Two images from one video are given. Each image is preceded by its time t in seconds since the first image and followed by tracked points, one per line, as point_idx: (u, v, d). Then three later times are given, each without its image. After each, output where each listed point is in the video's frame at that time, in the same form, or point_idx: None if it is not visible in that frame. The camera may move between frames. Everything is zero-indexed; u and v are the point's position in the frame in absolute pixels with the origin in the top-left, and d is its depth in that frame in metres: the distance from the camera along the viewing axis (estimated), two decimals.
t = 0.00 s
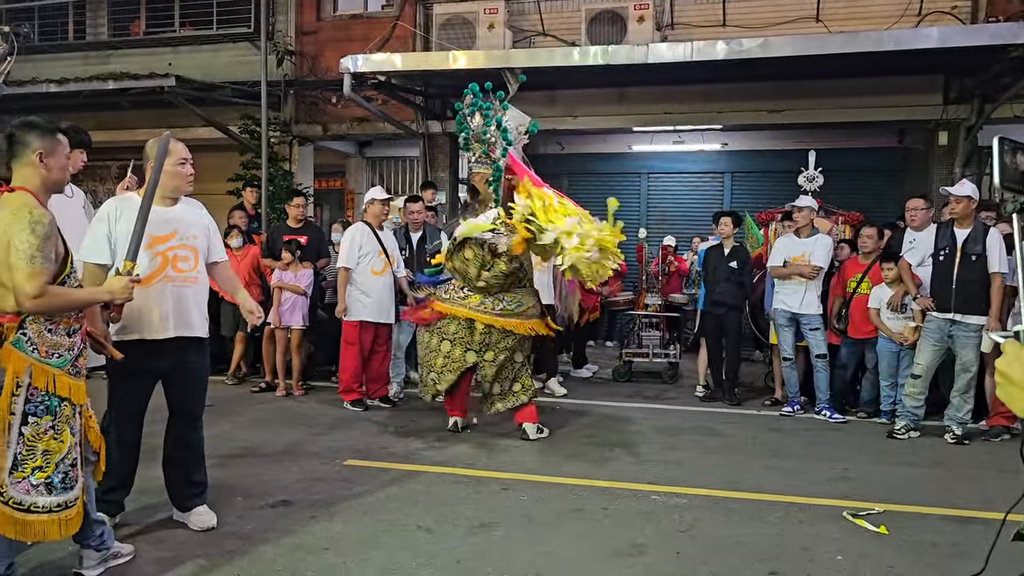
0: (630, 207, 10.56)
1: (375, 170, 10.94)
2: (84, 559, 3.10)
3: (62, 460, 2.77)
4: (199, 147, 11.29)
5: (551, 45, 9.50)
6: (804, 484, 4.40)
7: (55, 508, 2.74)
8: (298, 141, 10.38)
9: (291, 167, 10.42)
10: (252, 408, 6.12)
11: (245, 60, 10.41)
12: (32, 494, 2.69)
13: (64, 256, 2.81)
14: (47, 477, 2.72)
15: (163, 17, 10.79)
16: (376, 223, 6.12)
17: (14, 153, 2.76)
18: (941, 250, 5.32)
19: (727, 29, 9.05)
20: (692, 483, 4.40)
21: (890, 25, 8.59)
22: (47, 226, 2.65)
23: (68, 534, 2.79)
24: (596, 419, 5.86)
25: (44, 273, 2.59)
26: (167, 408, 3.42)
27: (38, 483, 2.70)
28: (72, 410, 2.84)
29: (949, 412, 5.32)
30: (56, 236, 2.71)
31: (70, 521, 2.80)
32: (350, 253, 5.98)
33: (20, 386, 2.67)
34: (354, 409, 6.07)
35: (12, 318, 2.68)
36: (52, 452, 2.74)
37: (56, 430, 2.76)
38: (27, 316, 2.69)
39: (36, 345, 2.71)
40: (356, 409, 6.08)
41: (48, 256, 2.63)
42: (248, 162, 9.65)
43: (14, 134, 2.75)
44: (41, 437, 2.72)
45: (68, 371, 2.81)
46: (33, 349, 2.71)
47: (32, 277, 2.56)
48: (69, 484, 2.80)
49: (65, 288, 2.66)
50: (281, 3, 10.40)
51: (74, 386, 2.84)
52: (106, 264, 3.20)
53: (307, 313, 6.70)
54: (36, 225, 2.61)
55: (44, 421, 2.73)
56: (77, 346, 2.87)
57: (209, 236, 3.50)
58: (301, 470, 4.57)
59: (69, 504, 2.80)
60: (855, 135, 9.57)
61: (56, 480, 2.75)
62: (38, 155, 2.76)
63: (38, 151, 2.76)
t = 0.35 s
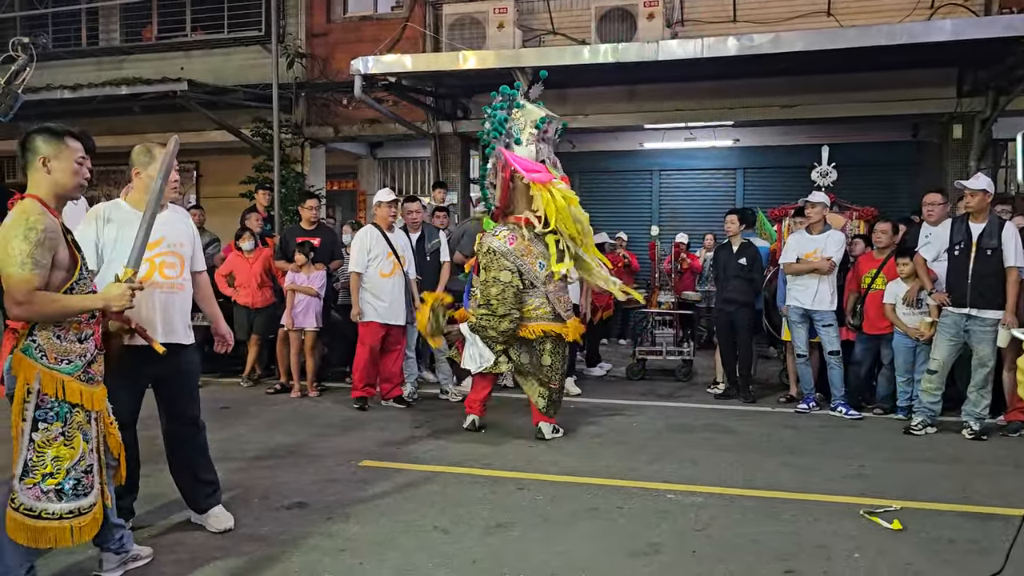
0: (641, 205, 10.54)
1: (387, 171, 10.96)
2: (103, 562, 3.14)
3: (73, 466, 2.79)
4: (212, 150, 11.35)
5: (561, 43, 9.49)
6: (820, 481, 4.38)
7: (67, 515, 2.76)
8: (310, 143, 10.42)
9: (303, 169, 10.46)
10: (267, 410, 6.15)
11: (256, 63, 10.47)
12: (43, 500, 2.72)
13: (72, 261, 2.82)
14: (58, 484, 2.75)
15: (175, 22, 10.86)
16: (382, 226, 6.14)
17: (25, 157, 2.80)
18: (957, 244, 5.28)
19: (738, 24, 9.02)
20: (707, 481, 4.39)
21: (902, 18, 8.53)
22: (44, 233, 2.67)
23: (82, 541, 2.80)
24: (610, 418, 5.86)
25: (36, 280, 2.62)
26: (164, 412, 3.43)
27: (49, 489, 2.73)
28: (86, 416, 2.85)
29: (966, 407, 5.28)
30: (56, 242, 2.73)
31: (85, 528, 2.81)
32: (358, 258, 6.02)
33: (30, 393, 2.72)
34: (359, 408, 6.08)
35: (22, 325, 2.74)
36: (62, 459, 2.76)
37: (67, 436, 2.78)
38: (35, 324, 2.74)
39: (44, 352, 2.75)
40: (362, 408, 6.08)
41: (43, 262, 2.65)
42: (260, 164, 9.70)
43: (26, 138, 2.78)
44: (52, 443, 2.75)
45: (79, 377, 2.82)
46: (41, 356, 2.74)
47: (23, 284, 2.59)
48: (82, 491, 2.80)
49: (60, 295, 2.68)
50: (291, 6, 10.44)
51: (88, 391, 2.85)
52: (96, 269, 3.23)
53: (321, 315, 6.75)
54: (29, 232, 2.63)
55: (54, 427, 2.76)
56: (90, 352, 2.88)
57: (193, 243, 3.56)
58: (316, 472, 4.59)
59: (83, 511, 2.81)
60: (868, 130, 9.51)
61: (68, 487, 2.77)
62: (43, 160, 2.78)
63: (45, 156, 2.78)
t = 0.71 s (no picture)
0: (648, 199, 10.52)
1: (393, 167, 10.97)
2: (115, 560, 3.17)
3: (78, 466, 2.81)
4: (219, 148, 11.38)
5: (567, 38, 9.46)
6: (828, 475, 4.38)
7: (71, 514, 2.78)
8: (317, 140, 10.43)
9: (310, 167, 10.47)
10: (276, 408, 6.18)
11: (263, 61, 10.49)
12: (47, 499, 2.74)
13: (77, 261, 2.84)
14: (62, 483, 2.76)
15: (181, 20, 10.88)
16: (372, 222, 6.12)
17: (36, 155, 2.81)
18: (965, 237, 5.26)
19: (744, 17, 8.98)
20: (716, 475, 4.39)
21: (910, 9, 8.47)
22: (46, 234, 2.68)
23: (87, 540, 2.82)
24: (618, 413, 5.86)
25: (34, 280, 2.64)
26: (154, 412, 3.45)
27: (53, 488, 2.75)
28: (93, 415, 2.87)
29: (976, 400, 5.26)
30: (59, 242, 2.74)
31: (90, 527, 2.83)
32: (344, 257, 6.02)
33: (35, 392, 2.73)
34: (344, 403, 6.21)
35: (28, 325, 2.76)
36: (67, 458, 2.78)
37: (73, 436, 2.80)
38: (40, 323, 2.76)
39: (49, 351, 2.76)
40: (347, 403, 6.21)
41: (44, 263, 2.67)
42: (267, 162, 9.71)
43: (37, 138, 2.80)
44: (56, 442, 2.77)
45: (85, 377, 2.83)
46: (46, 356, 2.76)
47: (21, 284, 2.61)
48: (86, 490, 2.82)
49: (61, 296, 2.68)
50: (296, 3, 10.44)
51: (94, 391, 2.86)
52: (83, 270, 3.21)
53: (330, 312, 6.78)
54: (31, 232, 2.64)
55: (59, 427, 2.77)
56: (97, 351, 2.90)
57: (178, 239, 3.52)
58: (325, 468, 4.61)
59: (89, 510, 2.83)
60: (876, 122, 9.46)
61: (72, 486, 2.79)
62: (55, 160, 2.80)
63: (57, 156, 2.80)
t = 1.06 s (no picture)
0: (656, 192, 10.50)
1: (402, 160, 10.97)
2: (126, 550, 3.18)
3: (97, 456, 2.83)
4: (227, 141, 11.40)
5: (575, 30, 9.44)
6: (837, 468, 4.37)
7: (90, 503, 2.81)
8: (324, 133, 10.44)
9: (318, 160, 10.48)
10: (285, 400, 6.20)
11: (271, 54, 10.50)
12: (67, 489, 2.76)
13: (95, 253, 2.86)
14: (82, 472, 2.79)
15: (189, 14, 10.89)
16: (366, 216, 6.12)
17: (49, 150, 2.81)
18: (975, 229, 5.23)
19: (752, 8, 8.93)
20: (724, 468, 4.39)
21: None
22: (70, 227, 2.70)
23: (104, 529, 2.85)
24: (626, 406, 5.86)
25: (65, 273, 2.66)
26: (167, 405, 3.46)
27: (73, 478, 2.77)
28: (109, 405, 2.90)
29: (985, 393, 5.24)
30: (80, 235, 2.76)
31: (107, 516, 2.86)
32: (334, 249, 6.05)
33: (53, 383, 2.75)
34: (353, 396, 6.21)
35: (45, 317, 2.77)
36: (85, 448, 2.80)
37: (91, 426, 2.82)
38: (58, 315, 2.77)
39: (67, 343, 2.78)
40: (356, 396, 6.20)
41: (70, 255, 2.68)
42: (276, 155, 9.73)
43: (52, 132, 2.80)
44: (75, 433, 2.79)
45: (101, 368, 2.86)
46: (64, 347, 2.78)
47: (53, 277, 2.63)
48: (104, 480, 2.85)
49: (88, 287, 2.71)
50: None
51: (110, 381, 2.88)
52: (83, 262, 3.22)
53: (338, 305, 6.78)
54: (58, 225, 2.66)
55: (77, 417, 2.79)
56: (112, 342, 2.91)
57: (182, 231, 3.51)
58: (334, 460, 4.63)
59: (106, 500, 2.86)
60: (885, 114, 9.40)
61: (91, 476, 2.81)
62: (72, 155, 2.81)
63: (74, 151, 2.81)
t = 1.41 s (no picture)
0: (668, 186, 10.48)
1: (413, 154, 11.00)
2: (140, 540, 3.22)
3: (121, 444, 2.86)
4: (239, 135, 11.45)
5: (587, 24, 9.41)
6: (849, 463, 4.36)
7: (117, 490, 2.82)
8: (336, 127, 10.46)
9: (330, 154, 10.49)
10: (297, 392, 6.23)
11: (283, 47, 10.52)
12: (94, 477, 2.78)
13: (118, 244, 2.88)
14: (108, 460, 2.81)
15: (202, 8, 10.92)
16: (376, 210, 6.13)
17: (68, 145, 2.83)
18: (990, 224, 5.13)
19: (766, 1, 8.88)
20: (736, 462, 4.39)
21: None
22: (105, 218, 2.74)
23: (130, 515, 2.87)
24: (637, 400, 5.86)
25: (108, 262, 2.69)
26: (182, 396, 3.49)
27: (99, 466, 2.80)
28: (131, 395, 2.93)
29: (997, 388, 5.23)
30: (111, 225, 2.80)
31: (133, 503, 2.88)
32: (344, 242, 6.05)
33: (79, 374, 2.78)
34: (364, 388, 6.22)
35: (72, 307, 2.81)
36: (110, 437, 2.83)
37: (115, 415, 2.85)
38: (84, 304, 2.80)
39: (94, 334, 2.82)
40: (368, 388, 6.22)
41: (110, 244, 2.72)
42: (289, 149, 9.76)
43: (69, 126, 2.82)
44: (101, 422, 2.82)
45: (125, 358, 2.90)
46: (91, 338, 2.82)
47: (100, 267, 2.66)
48: (128, 467, 2.87)
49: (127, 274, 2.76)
50: None
51: (131, 371, 2.93)
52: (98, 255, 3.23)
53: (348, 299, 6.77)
54: (97, 216, 2.69)
55: (103, 406, 2.83)
56: (133, 333, 2.96)
57: (201, 224, 3.53)
58: (346, 453, 4.66)
59: (130, 487, 2.88)
60: (899, 108, 9.34)
61: (117, 463, 2.84)
62: (92, 148, 2.84)
63: (92, 144, 2.84)
